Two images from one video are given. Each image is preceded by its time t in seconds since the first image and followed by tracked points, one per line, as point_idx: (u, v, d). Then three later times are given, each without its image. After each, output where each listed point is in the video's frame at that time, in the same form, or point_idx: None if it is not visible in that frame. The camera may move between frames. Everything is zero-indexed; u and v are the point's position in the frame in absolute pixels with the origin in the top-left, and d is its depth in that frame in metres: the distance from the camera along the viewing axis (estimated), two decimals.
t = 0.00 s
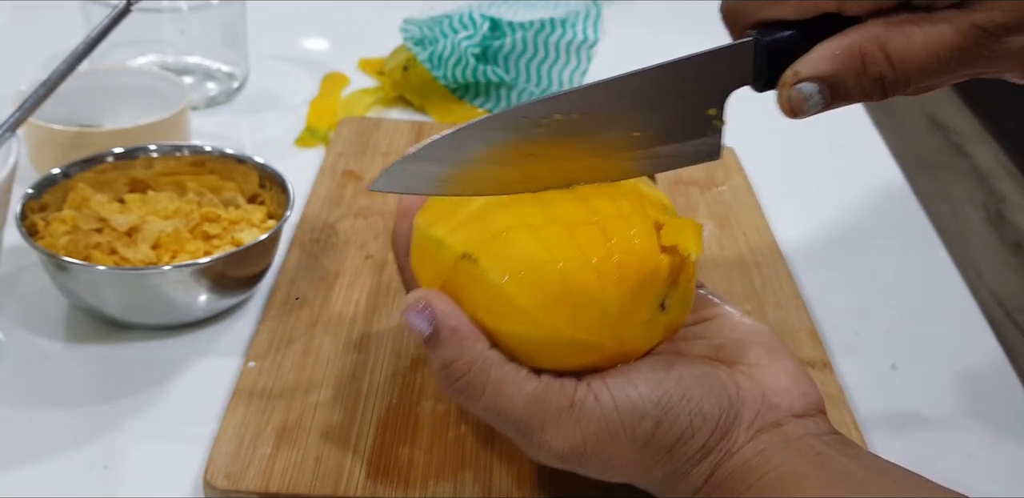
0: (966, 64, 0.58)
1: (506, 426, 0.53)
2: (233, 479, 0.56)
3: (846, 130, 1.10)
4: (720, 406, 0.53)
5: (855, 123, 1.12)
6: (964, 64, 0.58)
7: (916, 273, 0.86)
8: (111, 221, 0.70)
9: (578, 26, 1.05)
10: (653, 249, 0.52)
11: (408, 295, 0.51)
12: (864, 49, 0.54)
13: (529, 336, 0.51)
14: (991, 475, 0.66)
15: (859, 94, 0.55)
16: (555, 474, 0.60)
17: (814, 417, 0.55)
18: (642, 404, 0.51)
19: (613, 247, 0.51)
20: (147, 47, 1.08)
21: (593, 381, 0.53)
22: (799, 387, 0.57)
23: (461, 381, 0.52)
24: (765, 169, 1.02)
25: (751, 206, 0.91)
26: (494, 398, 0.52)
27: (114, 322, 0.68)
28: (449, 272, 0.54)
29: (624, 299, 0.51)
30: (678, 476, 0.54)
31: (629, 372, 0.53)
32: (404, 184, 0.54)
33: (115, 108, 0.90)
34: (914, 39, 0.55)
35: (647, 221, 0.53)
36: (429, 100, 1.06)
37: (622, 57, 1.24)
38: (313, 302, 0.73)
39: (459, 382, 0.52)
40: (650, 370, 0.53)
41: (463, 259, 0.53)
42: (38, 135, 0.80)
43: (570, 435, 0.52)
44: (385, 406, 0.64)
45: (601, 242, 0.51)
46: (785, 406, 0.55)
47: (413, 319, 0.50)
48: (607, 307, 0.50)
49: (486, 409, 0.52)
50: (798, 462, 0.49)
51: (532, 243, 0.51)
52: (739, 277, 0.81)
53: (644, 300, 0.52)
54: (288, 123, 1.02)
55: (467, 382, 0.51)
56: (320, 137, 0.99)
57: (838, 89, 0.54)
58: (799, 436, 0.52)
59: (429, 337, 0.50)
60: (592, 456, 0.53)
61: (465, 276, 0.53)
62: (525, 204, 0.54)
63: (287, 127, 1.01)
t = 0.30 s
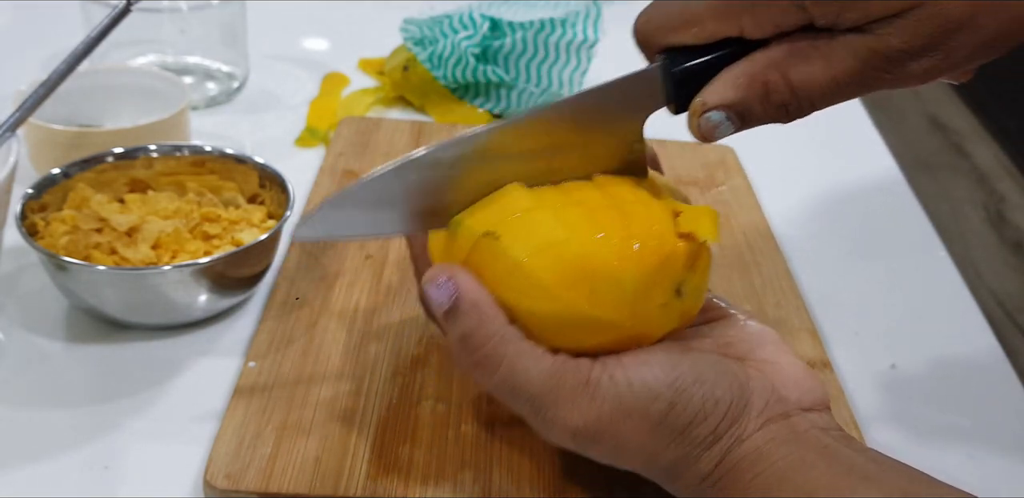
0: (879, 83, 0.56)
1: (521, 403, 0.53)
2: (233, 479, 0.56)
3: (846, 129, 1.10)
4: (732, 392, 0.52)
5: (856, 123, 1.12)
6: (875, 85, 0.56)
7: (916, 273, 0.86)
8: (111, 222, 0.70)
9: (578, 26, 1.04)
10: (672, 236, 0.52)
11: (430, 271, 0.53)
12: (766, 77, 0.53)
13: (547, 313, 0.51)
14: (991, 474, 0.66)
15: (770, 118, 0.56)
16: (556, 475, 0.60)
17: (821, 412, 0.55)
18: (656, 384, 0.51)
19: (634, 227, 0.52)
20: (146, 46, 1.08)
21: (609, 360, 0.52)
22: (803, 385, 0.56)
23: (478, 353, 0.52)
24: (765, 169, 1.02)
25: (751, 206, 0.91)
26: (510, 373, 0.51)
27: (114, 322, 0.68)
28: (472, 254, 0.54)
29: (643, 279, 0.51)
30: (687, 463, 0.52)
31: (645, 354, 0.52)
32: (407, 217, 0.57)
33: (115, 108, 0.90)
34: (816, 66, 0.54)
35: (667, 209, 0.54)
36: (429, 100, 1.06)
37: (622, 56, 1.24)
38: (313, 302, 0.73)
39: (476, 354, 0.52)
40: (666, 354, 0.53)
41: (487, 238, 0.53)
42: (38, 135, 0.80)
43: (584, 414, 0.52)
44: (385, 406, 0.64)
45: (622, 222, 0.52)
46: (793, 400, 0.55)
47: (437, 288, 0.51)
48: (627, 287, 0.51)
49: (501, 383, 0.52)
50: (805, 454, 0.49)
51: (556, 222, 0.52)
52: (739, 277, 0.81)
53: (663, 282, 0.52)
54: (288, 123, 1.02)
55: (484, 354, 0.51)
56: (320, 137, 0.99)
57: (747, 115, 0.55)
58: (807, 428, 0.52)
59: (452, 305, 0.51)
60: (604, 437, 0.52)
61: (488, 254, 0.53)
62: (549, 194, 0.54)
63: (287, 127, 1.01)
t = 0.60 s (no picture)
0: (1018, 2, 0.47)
1: (509, 406, 0.53)
2: (233, 479, 0.56)
3: (846, 130, 1.10)
4: (721, 395, 0.53)
5: (857, 123, 1.12)
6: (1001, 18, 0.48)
7: (916, 273, 0.86)
8: (111, 221, 0.70)
9: (578, 26, 1.04)
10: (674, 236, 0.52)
11: (423, 269, 0.52)
12: (885, 25, 0.46)
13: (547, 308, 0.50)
14: (991, 475, 0.66)
15: (897, 64, 0.48)
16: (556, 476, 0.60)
17: (811, 411, 0.56)
18: (646, 389, 0.51)
19: (636, 225, 0.51)
20: (147, 46, 1.08)
21: (598, 363, 0.52)
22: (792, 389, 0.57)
23: (468, 356, 0.52)
24: (765, 169, 1.02)
25: (751, 206, 0.91)
26: (498, 377, 0.52)
27: (114, 322, 0.68)
28: (469, 243, 0.52)
29: (646, 278, 0.50)
30: (677, 466, 0.53)
31: (636, 357, 0.52)
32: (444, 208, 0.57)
33: (116, 108, 0.90)
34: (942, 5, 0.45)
35: (666, 210, 0.53)
36: (429, 101, 1.06)
37: (622, 57, 1.24)
38: (313, 302, 0.73)
39: (465, 357, 0.52)
40: (657, 356, 0.52)
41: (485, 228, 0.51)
42: (38, 135, 0.80)
43: (574, 418, 0.52)
44: (385, 407, 0.64)
45: (625, 219, 0.51)
46: (782, 400, 0.56)
47: (426, 290, 0.50)
48: (628, 287, 0.50)
49: (490, 386, 0.53)
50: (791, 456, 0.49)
51: (560, 214, 0.50)
52: (739, 277, 0.81)
53: (665, 283, 0.51)
54: (288, 123, 1.02)
55: (472, 357, 0.52)
56: (320, 137, 0.99)
57: (870, 62, 0.48)
58: (797, 429, 0.53)
59: (443, 308, 0.51)
60: (593, 442, 0.52)
61: (485, 247, 0.51)
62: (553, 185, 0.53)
63: (287, 127, 1.01)
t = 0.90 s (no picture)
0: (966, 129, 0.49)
1: (496, 445, 0.53)
2: (233, 479, 0.56)
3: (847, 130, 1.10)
4: (709, 410, 0.53)
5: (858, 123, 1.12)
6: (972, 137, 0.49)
7: (916, 273, 0.86)
8: (111, 221, 0.70)
9: (578, 26, 1.04)
10: (636, 257, 0.51)
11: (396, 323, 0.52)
12: (841, 128, 0.48)
13: (512, 351, 0.51)
14: (990, 474, 0.66)
15: (842, 160, 0.51)
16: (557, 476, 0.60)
17: (811, 411, 0.55)
18: (629, 413, 0.51)
19: (596, 255, 0.50)
20: (147, 46, 1.08)
21: (579, 392, 0.52)
22: (797, 384, 0.57)
23: (447, 404, 0.51)
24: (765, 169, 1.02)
25: (751, 206, 0.91)
26: (478, 420, 0.51)
27: (114, 322, 0.68)
28: (434, 288, 0.52)
29: (607, 310, 0.50)
30: (671, 480, 0.54)
31: (614, 382, 0.52)
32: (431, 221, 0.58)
33: (116, 108, 0.90)
34: (896, 126, 0.48)
35: (633, 228, 0.53)
36: (429, 101, 1.06)
37: (622, 57, 1.24)
38: (313, 302, 0.73)
39: (445, 406, 0.52)
40: (635, 379, 0.52)
41: (447, 275, 0.51)
42: (38, 135, 0.80)
43: (561, 451, 0.52)
44: (385, 407, 0.64)
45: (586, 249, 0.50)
46: (779, 403, 0.55)
47: (401, 342, 0.51)
48: (591, 321, 0.50)
49: (473, 431, 0.52)
50: (790, 465, 0.50)
51: (518, 251, 0.50)
52: (739, 278, 0.81)
53: (629, 307, 0.51)
54: (288, 123, 1.02)
55: (451, 405, 0.51)
56: (320, 137, 0.99)
57: (814, 158, 0.51)
58: (794, 433, 0.53)
59: (418, 359, 0.51)
60: (584, 469, 0.53)
61: (449, 293, 0.51)
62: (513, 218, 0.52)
63: (287, 127, 1.01)
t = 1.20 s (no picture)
0: (945, 189, 0.57)
1: (489, 447, 0.53)
2: (233, 479, 0.56)
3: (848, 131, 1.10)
4: (702, 415, 0.52)
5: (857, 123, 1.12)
6: (936, 191, 0.57)
7: (916, 273, 0.86)
8: (111, 221, 0.70)
9: (577, 26, 1.04)
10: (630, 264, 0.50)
11: (387, 323, 0.51)
12: (835, 172, 0.54)
13: (507, 358, 0.51)
14: (990, 475, 0.66)
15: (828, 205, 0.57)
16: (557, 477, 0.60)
17: (804, 412, 0.54)
18: (622, 417, 0.51)
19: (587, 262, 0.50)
20: (147, 46, 1.07)
21: (573, 396, 0.52)
22: (792, 384, 0.56)
23: (440, 406, 0.51)
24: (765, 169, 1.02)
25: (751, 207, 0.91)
26: (472, 421, 0.51)
27: (114, 322, 0.68)
28: (428, 291, 0.53)
29: (601, 317, 0.50)
30: (663, 483, 0.54)
31: (608, 387, 0.52)
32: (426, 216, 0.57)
33: (115, 108, 0.90)
34: (886, 167, 0.55)
35: (626, 233, 0.52)
36: (429, 101, 1.06)
37: (622, 57, 1.24)
38: (313, 302, 0.73)
39: (438, 408, 0.52)
40: (630, 382, 0.52)
41: (443, 281, 0.51)
42: (38, 135, 0.80)
43: (554, 453, 0.52)
44: (385, 406, 0.64)
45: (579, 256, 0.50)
46: (770, 404, 0.54)
47: (392, 346, 0.50)
48: (585, 328, 0.49)
49: (466, 432, 0.52)
50: (778, 469, 0.49)
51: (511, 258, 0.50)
52: (739, 278, 0.81)
53: (622, 312, 0.51)
54: (288, 123, 1.02)
55: (444, 407, 0.51)
56: (320, 137, 0.99)
57: (807, 196, 0.55)
58: (785, 436, 0.52)
59: (409, 361, 0.50)
60: (577, 471, 0.53)
61: (444, 299, 0.51)
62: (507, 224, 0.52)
63: (287, 127, 1.01)
